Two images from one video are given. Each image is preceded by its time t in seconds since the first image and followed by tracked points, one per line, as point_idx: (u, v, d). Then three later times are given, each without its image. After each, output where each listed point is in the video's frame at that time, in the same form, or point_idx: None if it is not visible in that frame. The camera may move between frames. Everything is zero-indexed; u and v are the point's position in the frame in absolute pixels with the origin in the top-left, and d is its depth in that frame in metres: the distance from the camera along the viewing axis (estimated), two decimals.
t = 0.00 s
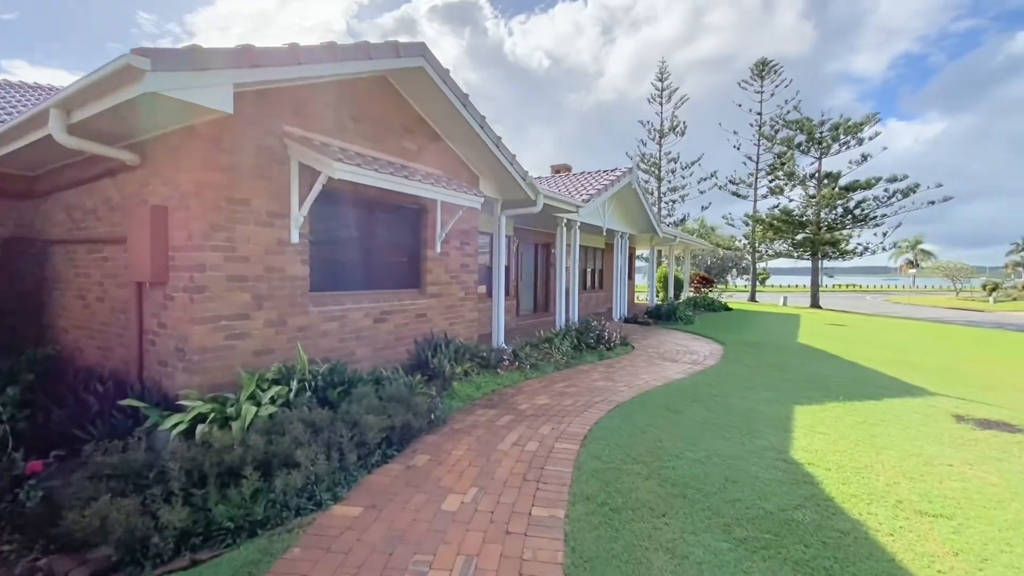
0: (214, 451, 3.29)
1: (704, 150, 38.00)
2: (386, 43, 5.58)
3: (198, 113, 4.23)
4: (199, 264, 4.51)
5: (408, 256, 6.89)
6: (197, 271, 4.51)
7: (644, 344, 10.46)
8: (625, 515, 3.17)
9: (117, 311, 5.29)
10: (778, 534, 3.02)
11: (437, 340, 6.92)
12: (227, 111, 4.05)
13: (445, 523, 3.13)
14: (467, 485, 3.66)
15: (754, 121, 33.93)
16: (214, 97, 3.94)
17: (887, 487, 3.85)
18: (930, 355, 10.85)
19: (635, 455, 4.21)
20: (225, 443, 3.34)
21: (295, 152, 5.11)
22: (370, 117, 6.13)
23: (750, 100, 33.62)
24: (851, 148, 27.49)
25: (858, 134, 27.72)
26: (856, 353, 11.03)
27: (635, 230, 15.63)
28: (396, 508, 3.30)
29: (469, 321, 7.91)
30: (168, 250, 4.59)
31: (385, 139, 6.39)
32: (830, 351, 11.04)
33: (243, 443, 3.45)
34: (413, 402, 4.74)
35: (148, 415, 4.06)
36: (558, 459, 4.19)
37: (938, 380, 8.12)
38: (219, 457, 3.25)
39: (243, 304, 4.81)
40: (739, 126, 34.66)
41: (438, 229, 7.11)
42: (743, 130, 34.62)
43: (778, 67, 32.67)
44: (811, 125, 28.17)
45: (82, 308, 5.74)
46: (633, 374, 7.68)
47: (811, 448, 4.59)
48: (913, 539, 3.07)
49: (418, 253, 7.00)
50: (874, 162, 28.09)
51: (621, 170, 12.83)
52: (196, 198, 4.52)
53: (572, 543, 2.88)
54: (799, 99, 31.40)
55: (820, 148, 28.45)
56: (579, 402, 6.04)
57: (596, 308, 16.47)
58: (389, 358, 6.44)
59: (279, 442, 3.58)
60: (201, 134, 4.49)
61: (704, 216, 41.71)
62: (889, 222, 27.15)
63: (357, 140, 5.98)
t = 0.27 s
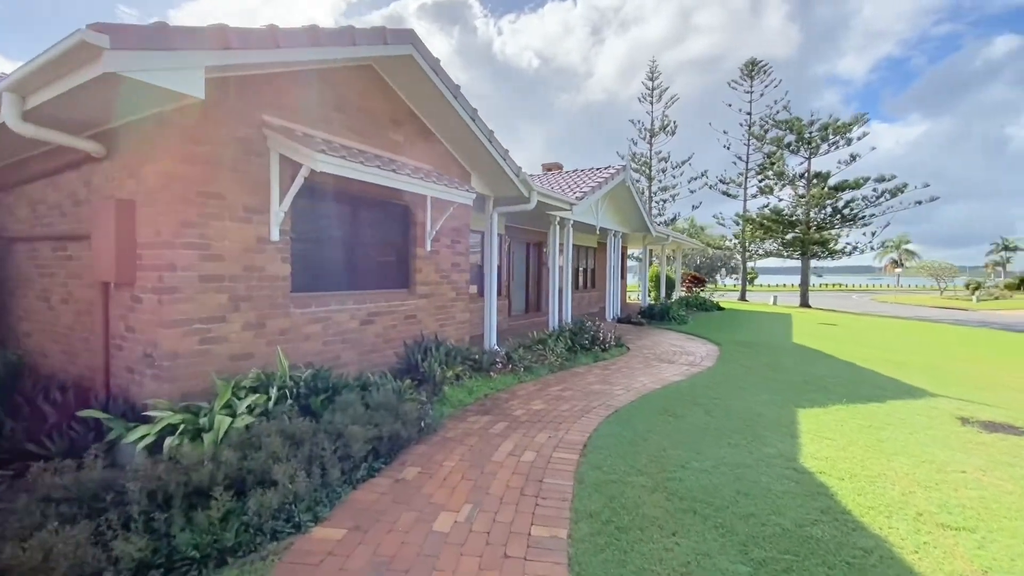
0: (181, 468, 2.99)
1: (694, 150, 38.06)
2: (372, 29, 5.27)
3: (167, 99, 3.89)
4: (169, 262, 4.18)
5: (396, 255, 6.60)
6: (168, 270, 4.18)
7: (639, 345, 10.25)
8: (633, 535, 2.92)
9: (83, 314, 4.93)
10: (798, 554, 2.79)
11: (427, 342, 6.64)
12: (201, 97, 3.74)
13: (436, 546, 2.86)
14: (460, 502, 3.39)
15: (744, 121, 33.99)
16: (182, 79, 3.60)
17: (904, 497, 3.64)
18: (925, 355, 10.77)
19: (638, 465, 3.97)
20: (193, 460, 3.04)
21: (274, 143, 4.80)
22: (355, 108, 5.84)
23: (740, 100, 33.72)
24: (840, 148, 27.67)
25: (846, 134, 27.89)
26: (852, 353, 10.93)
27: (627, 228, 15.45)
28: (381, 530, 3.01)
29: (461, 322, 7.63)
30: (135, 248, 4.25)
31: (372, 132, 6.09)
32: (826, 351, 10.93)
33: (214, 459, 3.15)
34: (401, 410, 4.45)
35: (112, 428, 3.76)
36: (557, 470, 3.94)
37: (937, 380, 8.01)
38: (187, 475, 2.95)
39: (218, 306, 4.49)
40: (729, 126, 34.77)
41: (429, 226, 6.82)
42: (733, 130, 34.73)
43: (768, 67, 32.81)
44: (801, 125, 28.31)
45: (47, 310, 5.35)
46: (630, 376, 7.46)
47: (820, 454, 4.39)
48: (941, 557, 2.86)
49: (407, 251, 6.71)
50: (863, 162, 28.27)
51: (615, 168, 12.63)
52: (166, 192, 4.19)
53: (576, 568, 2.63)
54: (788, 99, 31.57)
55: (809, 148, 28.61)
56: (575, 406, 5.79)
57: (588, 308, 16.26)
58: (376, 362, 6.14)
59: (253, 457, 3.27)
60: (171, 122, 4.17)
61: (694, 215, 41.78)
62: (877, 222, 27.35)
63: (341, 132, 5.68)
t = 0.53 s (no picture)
0: (144, 490, 2.70)
1: (683, 150, 38.15)
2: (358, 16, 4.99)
3: (132, 85, 3.57)
4: (136, 263, 3.85)
5: (385, 254, 6.30)
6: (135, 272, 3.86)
7: (633, 346, 10.07)
8: (642, 559, 2.69)
9: (46, 318, 4.58)
10: None
11: (417, 346, 6.36)
12: (170, 82, 3.43)
13: (428, 575, 2.60)
14: (453, 523, 3.13)
15: (733, 121, 34.07)
16: (149, 62, 3.30)
17: (920, 508, 3.46)
18: (919, 355, 10.70)
19: (642, 478, 3.74)
20: (158, 482, 2.75)
21: (252, 134, 4.50)
22: (340, 100, 5.55)
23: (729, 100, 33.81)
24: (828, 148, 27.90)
25: (834, 134, 28.10)
26: (846, 353, 10.87)
27: (620, 228, 15.29)
28: (366, 559, 2.74)
29: (452, 324, 7.35)
30: (100, 246, 3.93)
31: (358, 125, 5.80)
32: (820, 351, 10.83)
33: (182, 481, 2.86)
34: (390, 420, 4.18)
35: (73, 444, 3.46)
36: (557, 484, 3.68)
37: (935, 380, 7.92)
38: (151, 498, 2.67)
39: (191, 310, 4.17)
40: (718, 126, 34.87)
41: (419, 225, 6.55)
42: (722, 130, 34.82)
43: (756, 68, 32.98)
44: (789, 125, 28.47)
45: (8, 315, 4.99)
46: (627, 379, 7.25)
47: (830, 463, 4.20)
48: None
49: (396, 251, 6.43)
50: (850, 162, 28.51)
51: (607, 166, 12.44)
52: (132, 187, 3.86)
53: None
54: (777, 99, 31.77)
55: (797, 149, 28.81)
56: (572, 412, 5.55)
57: (580, 308, 16.06)
58: (363, 367, 5.84)
59: (227, 476, 2.99)
60: (138, 111, 3.84)
61: (684, 215, 41.87)
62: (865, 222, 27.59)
63: (325, 125, 5.39)
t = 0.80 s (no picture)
0: (101, 516, 2.41)
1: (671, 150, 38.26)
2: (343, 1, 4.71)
3: (93, 66, 3.24)
4: (98, 262, 3.53)
5: (371, 253, 6.02)
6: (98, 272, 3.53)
7: (627, 347, 9.89)
8: None
9: (2, 323, 4.22)
10: None
11: (406, 349, 6.07)
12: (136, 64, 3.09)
13: None
14: (448, 546, 2.86)
15: (721, 121, 34.19)
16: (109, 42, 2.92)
17: (940, 518, 3.29)
18: (912, 354, 10.67)
19: (649, 489, 3.52)
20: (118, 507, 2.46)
21: (229, 124, 4.20)
22: (325, 90, 5.26)
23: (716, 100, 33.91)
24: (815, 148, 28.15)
25: (821, 135, 28.33)
26: (839, 352, 10.81)
27: (611, 227, 15.13)
28: None
29: (442, 326, 7.08)
30: (61, 245, 3.61)
31: (343, 116, 5.51)
32: (814, 351, 10.75)
33: (145, 505, 2.57)
34: (379, 429, 3.90)
35: (27, 462, 3.16)
36: (558, 498, 3.44)
37: (932, 380, 7.84)
38: (110, 525, 2.38)
39: (161, 313, 3.85)
40: (706, 126, 34.99)
41: (407, 222, 6.27)
42: (710, 130, 34.94)
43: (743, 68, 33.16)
44: (777, 125, 28.66)
45: None
46: (623, 381, 7.06)
47: (841, 470, 4.02)
48: None
49: (383, 250, 6.16)
50: (837, 162, 28.77)
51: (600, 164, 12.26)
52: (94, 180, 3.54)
53: None
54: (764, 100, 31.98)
55: (785, 149, 29.02)
56: (570, 417, 5.32)
57: (571, 308, 15.87)
58: (349, 372, 5.54)
59: (197, 498, 2.71)
60: (101, 97, 3.53)
61: (672, 215, 42.00)
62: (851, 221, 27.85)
63: (309, 116, 5.10)
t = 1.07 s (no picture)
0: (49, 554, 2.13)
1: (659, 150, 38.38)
2: None
3: (46, 48, 2.93)
4: (56, 264, 3.21)
5: (357, 254, 5.74)
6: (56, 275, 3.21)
7: (620, 349, 9.72)
8: None
9: None
10: None
11: (394, 354, 5.80)
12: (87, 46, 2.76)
13: None
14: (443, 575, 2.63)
15: (707, 122, 34.33)
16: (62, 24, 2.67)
17: (961, 533, 3.16)
18: (902, 354, 10.67)
19: (656, 505, 3.32)
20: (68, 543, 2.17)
21: (202, 115, 3.89)
22: (306, 81, 4.98)
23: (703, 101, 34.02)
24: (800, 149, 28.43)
25: (806, 136, 28.59)
26: (830, 352, 10.78)
27: (601, 227, 14.98)
28: None
29: (431, 329, 6.81)
30: (14, 248, 3.30)
31: (325, 109, 5.22)
32: (806, 351, 10.70)
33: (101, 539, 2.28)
34: (365, 444, 3.64)
35: None
36: (560, 517, 3.21)
37: (926, 381, 7.79)
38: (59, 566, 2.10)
39: (128, 320, 3.54)
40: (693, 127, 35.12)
41: (394, 221, 5.98)
42: (697, 131, 35.06)
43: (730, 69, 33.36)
44: (764, 126, 28.88)
45: None
46: (618, 385, 6.87)
47: (851, 480, 3.87)
48: None
49: (369, 249, 5.87)
50: (822, 162, 29.07)
51: (590, 163, 12.09)
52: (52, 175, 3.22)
53: None
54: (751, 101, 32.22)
55: (771, 149, 29.27)
56: (566, 425, 5.10)
57: (561, 309, 15.68)
58: (333, 380, 5.26)
59: (161, 529, 2.42)
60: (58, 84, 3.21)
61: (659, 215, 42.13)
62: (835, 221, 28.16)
63: (288, 108, 4.81)
